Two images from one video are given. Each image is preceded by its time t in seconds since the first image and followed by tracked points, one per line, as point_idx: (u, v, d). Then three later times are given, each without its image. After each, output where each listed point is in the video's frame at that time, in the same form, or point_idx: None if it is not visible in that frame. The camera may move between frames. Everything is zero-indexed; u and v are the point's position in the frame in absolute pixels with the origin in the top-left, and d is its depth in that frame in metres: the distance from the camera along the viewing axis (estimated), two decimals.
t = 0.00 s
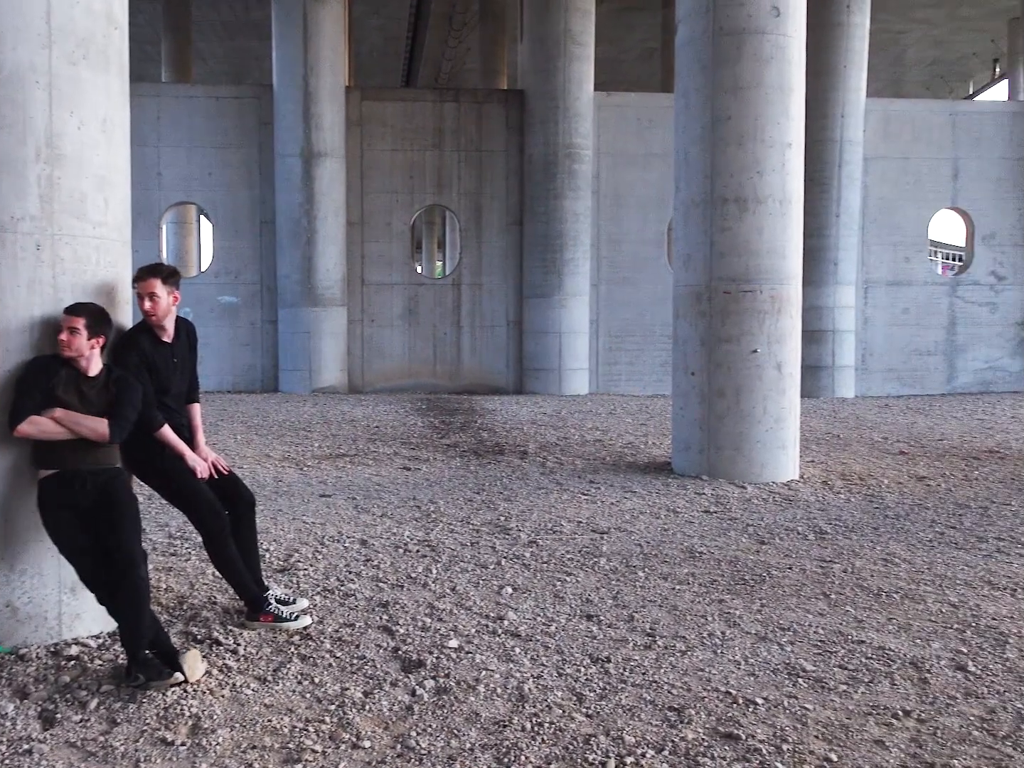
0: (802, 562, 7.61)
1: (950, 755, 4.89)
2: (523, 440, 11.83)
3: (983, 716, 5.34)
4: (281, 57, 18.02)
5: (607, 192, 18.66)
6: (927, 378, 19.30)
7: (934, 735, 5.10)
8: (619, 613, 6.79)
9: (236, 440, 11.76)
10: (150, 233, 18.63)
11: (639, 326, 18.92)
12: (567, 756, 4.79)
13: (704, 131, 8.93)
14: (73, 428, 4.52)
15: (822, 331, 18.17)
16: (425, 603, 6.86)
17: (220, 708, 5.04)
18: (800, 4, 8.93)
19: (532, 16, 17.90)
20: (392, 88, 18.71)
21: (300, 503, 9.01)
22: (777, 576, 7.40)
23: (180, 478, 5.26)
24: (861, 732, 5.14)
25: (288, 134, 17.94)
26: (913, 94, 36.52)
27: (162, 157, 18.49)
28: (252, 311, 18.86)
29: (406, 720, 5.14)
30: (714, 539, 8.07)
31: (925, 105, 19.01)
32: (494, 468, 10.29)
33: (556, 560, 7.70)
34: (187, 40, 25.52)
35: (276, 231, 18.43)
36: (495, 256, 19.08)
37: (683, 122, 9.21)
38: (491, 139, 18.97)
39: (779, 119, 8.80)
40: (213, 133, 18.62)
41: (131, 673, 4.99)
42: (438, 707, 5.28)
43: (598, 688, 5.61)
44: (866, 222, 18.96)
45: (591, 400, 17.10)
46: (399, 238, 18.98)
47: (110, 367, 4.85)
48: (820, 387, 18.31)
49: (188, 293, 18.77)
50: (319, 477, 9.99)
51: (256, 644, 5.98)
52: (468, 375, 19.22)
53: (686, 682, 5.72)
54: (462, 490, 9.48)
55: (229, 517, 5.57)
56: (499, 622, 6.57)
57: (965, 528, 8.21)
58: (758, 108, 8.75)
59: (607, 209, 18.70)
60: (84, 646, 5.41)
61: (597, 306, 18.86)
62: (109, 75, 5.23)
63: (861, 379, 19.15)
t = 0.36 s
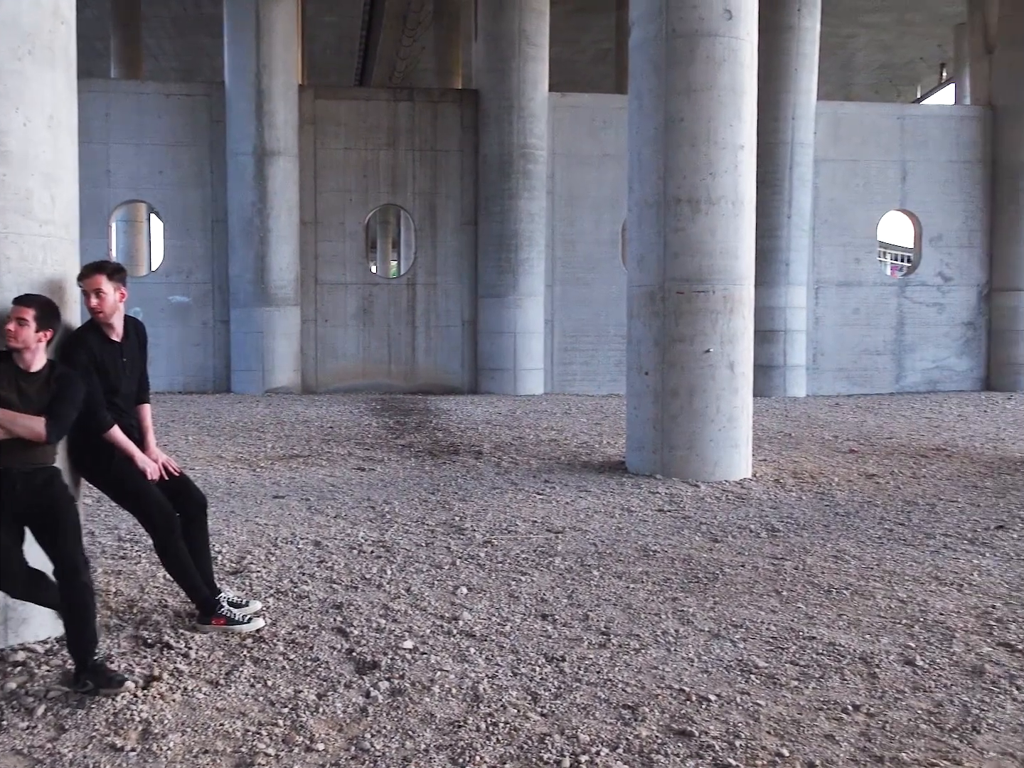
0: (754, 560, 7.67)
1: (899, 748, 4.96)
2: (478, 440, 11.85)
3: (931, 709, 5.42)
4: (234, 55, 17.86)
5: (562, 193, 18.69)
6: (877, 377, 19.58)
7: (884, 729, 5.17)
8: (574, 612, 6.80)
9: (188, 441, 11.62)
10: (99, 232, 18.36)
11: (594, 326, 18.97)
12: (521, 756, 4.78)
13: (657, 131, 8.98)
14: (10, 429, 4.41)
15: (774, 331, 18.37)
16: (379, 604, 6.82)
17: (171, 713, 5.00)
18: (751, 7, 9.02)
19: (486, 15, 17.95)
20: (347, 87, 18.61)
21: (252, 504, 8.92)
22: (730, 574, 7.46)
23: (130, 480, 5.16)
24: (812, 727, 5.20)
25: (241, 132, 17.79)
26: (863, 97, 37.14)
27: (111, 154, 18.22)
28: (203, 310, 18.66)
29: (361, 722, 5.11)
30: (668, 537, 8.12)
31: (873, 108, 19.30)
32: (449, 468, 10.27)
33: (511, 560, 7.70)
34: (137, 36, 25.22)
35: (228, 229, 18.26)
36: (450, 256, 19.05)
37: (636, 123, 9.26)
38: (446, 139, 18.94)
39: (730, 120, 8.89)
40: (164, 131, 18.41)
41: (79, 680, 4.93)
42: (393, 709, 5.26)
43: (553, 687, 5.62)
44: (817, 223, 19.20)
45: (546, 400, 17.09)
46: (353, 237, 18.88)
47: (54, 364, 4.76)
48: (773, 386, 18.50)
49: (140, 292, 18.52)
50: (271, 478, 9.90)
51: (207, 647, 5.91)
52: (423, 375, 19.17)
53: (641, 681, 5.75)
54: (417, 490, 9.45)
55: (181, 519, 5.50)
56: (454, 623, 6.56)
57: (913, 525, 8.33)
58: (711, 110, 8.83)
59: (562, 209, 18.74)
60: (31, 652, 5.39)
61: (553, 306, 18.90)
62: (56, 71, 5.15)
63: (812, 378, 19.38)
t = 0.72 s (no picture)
0: (698, 557, 7.74)
1: (839, 742, 5.04)
2: (424, 439, 11.83)
3: (870, 702, 5.51)
4: (175, 51, 17.63)
5: (507, 193, 18.69)
6: (818, 377, 19.89)
7: (824, 723, 5.24)
8: (519, 612, 6.81)
9: (128, 443, 11.43)
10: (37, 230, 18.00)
11: (539, 326, 18.98)
12: (467, 756, 4.77)
13: (602, 132, 9.03)
14: None
15: (717, 330, 18.60)
16: (324, 606, 6.76)
17: (111, 720, 4.94)
18: (694, 10, 9.11)
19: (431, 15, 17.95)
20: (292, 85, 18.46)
21: (195, 507, 8.79)
22: (674, 571, 7.52)
23: (68, 483, 5.06)
24: (754, 722, 5.25)
25: (182, 129, 17.56)
26: (807, 101, 37.77)
27: (48, 150, 17.87)
28: (144, 310, 18.38)
29: (305, 725, 5.06)
30: (613, 536, 8.16)
31: (814, 110, 19.59)
32: (395, 469, 10.23)
33: (457, 560, 7.68)
34: (75, 31, 24.79)
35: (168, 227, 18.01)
36: (395, 256, 18.98)
37: (581, 123, 9.29)
38: (390, 138, 18.88)
39: (674, 121, 8.97)
40: (105, 127, 18.12)
41: (17, 683, 4.88)
42: (338, 711, 5.21)
43: (499, 687, 5.62)
44: (759, 224, 19.44)
45: (491, 400, 17.03)
46: (297, 236, 18.73)
47: None
48: (715, 384, 18.74)
49: (79, 291, 18.19)
50: (214, 479, 9.77)
51: (148, 652, 5.81)
52: (369, 376, 19.07)
53: (587, 679, 5.76)
54: (362, 491, 9.39)
55: (121, 522, 5.41)
56: (400, 624, 6.52)
57: (852, 522, 8.47)
58: (655, 111, 8.90)
59: (508, 210, 18.73)
60: None
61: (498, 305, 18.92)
62: None
63: (755, 377, 19.63)
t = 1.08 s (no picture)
0: (644, 555, 7.80)
1: (782, 736, 5.09)
2: (370, 439, 11.79)
3: (813, 697, 5.58)
4: (115, 47, 17.35)
5: (454, 193, 18.65)
6: (761, 376, 20.15)
7: (768, 718, 5.30)
8: (466, 612, 6.80)
9: (67, 445, 11.22)
10: None
11: (486, 326, 18.97)
12: (414, 756, 4.76)
13: (548, 132, 9.05)
14: None
15: (663, 330, 18.76)
16: (269, 609, 6.69)
17: (50, 727, 4.86)
18: (639, 12, 9.17)
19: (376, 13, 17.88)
20: (236, 81, 18.25)
21: (137, 509, 8.65)
22: (620, 569, 7.57)
23: (7, 489, 4.95)
24: (700, 718, 5.30)
25: (122, 125, 17.29)
26: (752, 104, 38.28)
27: None
28: (84, 309, 18.07)
29: (250, 729, 5.00)
30: (560, 535, 8.18)
31: (758, 112, 19.85)
32: (341, 469, 10.16)
33: (404, 560, 7.65)
34: (12, 25, 24.30)
35: (109, 225, 17.72)
36: (341, 255, 18.86)
37: (527, 123, 9.30)
38: (336, 136, 18.75)
39: (619, 122, 9.02)
40: (45, 124, 17.79)
41: None
42: (283, 714, 5.16)
43: (446, 687, 5.60)
44: (703, 225, 19.63)
45: (438, 400, 16.97)
46: (241, 235, 18.52)
47: None
48: (661, 384, 18.89)
49: (17, 290, 17.83)
50: (156, 481, 9.62)
51: (88, 658, 5.70)
52: (315, 376, 18.93)
53: (534, 678, 5.77)
54: (308, 492, 9.31)
55: (61, 525, 5.28)
56: (346, 625, 6.47)
57: (795, 519, 8.58)
58: (601, 112, 8.94)
59: (455, 210, 18.69)
60: None
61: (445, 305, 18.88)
62: None
63: (700, 377, 19.83)
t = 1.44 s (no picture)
0: (596, 554, 7.83)
1: (732, 732, 5.14)
2: (321, 440, 11.72)
3: (762, 693, 5.63)
4: (59, 41, 17.07)
5: (405, 192, 18.57)
6: (712, 375, 20.34)
7: (718, 714, 5.34)
8: (419, 612, 6.77)
9: (10, 447, 11.00)
10: None
11: (439, 325, 18.93)
12: (366, 758, 4.73)
13: (499, 132, 9.05)
14: None
15: (615, 330, 18.87)
16: (219, 611, 6.62)
17: None
18: (591, 12, 9.21)
19: (327, 11, 17.77)
20: (184, 78, 18.03)
21: (83, 512, 8.51)
22: (573, 568, 7.60)
23: None
24: (651, 715, 5.33)
25: (67, 122, 17.02)
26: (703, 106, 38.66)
27: None
28: (28, 308, 17.77)
29: (199, 733, 4.93)
30: (513, 534, 8.19)
31: (709, 114, 20.03)
32: (292, 470, 10.07)
33: (355, 561, 7.61)
34: None
35: (54, 222, 17.42)
36: (292, 254, 18.72)
37: (479, 122, 9.29)
38: (286, 134, 18.60)
39: (571, 123, 9.05)
40: None
41: None
42: (233, 718, 5.10)
43: (398, 688, 5.57)
44: (656, 226, 19.74)
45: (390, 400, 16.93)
46: (190, 234, 18.30)
47: None
48: (614, 384, 18.99)
49: None
50: (102, 483, 9.47)
51: (32, 664, 5.60)
52: (265, 376, 18.77)
53: (486, 678, 5.76)
54: (259, 493, 9.23)
55: None
56: (297, 627, 6.42)
57: (745, 517, 8.67)
58: (553, 112, 8.97)
59: (406, 209, 18.61)
60: None
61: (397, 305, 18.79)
62: None
63: (651, 376, 19.95)
